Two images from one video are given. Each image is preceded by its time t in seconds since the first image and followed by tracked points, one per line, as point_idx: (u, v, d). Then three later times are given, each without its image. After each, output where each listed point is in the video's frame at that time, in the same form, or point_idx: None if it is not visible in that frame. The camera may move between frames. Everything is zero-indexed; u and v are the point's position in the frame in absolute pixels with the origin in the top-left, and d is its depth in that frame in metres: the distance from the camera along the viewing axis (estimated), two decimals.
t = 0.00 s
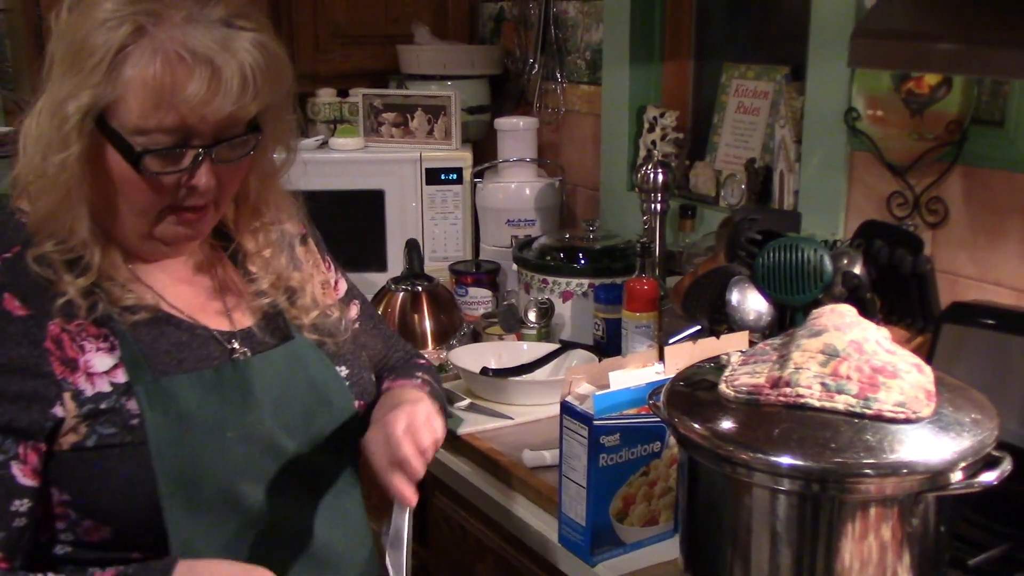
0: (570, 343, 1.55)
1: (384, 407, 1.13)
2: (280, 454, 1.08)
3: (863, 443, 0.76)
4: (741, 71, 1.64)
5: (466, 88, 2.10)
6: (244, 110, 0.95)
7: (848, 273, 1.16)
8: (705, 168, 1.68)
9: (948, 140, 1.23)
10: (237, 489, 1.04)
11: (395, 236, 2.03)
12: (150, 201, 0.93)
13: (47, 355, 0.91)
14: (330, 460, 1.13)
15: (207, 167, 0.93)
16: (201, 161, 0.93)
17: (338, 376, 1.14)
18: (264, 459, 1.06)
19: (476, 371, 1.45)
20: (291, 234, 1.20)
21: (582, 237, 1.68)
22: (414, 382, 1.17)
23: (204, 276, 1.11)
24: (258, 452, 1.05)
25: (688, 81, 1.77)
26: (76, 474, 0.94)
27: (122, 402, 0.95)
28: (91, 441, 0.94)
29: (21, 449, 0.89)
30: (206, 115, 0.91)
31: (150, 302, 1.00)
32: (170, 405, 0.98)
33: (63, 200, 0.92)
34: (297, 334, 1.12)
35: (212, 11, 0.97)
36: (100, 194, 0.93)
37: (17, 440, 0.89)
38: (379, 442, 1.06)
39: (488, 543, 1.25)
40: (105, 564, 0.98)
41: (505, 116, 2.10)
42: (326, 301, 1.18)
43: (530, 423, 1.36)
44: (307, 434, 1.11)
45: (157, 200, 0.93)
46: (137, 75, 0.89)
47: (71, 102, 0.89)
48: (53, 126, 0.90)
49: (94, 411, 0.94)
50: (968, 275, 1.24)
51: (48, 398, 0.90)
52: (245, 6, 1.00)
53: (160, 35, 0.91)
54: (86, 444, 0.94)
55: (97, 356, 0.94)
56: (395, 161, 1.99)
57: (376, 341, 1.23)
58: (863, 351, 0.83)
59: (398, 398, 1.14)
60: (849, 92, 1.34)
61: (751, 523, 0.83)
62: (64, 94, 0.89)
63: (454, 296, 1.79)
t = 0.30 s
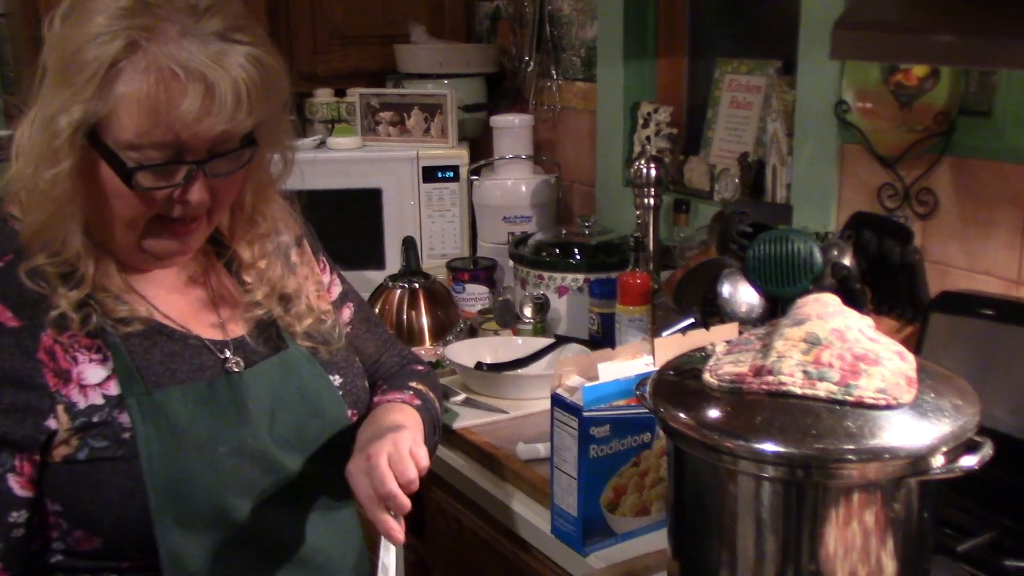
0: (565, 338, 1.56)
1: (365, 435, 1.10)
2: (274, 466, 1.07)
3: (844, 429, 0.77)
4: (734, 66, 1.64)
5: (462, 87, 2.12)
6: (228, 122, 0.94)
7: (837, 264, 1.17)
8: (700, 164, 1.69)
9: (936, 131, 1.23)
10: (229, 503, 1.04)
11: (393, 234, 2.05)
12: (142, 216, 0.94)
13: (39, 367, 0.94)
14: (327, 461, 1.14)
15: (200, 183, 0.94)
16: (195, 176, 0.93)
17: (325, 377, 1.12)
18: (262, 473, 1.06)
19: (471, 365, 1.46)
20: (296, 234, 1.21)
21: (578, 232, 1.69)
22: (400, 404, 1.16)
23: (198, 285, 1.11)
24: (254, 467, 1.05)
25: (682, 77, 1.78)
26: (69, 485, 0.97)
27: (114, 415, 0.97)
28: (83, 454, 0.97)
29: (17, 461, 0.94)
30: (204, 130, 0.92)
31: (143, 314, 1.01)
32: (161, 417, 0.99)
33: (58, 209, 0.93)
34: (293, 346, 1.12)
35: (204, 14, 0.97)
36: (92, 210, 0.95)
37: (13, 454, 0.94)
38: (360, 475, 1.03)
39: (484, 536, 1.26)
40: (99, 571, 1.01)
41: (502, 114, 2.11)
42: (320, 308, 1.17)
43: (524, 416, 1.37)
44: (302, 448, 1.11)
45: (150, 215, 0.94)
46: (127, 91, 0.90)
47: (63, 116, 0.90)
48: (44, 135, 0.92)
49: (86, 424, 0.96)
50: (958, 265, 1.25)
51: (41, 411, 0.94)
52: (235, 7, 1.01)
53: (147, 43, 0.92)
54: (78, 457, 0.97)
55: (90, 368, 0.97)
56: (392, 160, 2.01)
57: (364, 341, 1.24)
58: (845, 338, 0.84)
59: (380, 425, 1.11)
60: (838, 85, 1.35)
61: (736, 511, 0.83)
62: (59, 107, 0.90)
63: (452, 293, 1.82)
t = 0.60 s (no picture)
0: (560, 330, 1.57)
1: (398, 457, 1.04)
2: (273, 467, 1.06)
3: (830, 414, 0.78)
4: (725, 57, 1.65)
5: (456, 83, 2.13)
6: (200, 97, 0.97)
7: (828, 254, 1.18)
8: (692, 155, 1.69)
9: (924, 120, 1.24)
10: (229, 504, 1.03)
11: (389, 230, 2.06)
12: (129, 194, 0.96)
13: (37, 365, 0.95)
14: (329, 461, 1.13)
15: (181, 152, 0.96)
16: (175, 144, 0.95)
17: (326, 378, 1.12)
18: (262, 474, 1.05)
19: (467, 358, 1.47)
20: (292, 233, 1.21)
21: (572, 225, 1.70)
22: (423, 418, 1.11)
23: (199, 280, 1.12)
24: (254, 467, 1.05)
25: (674, 68, 1.79)
26: (67, 483, 0.97)
27: (111, 412, 0.97)
28: (80, 452, 0.96)
29: (14, 459, 0.94)
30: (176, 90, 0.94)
31: (142, 312, 1.01)
32: (159, 415, 0.99)
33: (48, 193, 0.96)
34: (294, 346, 1.11)
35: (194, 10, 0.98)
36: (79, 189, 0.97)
37: (8, 452, 0.94)
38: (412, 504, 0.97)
39: (480, 528, 1.27)
40: (97, 571, 1.01)
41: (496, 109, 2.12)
42: (321, 309, 1.17)
43: (519, 408, 1.38)
44: (305, 451, 1.10)
45: (135, 190, 0.96)
46: (109, 70, 0.92)
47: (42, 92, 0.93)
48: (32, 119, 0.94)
49: (83, 422, 0.96)
50: (948, 252, 1.26)
51: (37, 408, 0.94)
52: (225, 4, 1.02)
53: (138, 34, 0.93)
54: (74, 455, 0.96)
55: (87, 365, 0.97)
56: (388, 156, 2.02)
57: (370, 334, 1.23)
58: (831, 325, 0.85)
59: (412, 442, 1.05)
60: (827, 74, 1.36)
61: (726, 497, 0.84)
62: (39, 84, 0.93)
63: (448, 287, 1.83)
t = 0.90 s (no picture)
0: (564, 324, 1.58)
1: (355, 512, 1.04)
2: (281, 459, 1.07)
3: (829, 407, 0.78)
4: (728, 51, 1.65)
5: (460, 77, 2.13)
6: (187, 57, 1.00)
7: (830, 247, 1.18)
8: (696, 150, 1.70)
9: (927, 114, 1.24)
10: (235, 493, 1.04)
11: (394, 223, 2.06)
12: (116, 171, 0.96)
13: (50, 354, 0.95)
14: (337, 454, 1.13)
15: (149, 108, 0.96)
16: (142, 102, 0.96)
17: (337, 376, 1.12)
18: (268, 465, 1.06)
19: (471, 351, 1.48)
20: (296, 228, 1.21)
21: (576, 219, 1.70)
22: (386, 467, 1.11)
23: (207, 269, 1.12)
24: (261, 458, 1.05)
25: (677, 62, 1.79)
26: (77, 473, 0.97)
27: (121, 402, 0.98)
28: (89, 441, 0.97)
29: (30, 447, 0.94)
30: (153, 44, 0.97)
31: (152, 297, 1.03)
32: (166, 402, 1.00)
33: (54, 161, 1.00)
34: (301, 340, 1.12)
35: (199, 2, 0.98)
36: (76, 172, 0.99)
37: (25, 439, 0.93)
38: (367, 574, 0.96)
39: (483, 520, 1.28)
40: (104, 562, 1.02)
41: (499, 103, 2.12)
42: (333, 307, 1.17)
43: (523, 401, 1.39)
44: (313, 445, 1.10)
45: (113, 157, 0.96)
46: (75, 36, 0.94)
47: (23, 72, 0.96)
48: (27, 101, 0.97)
49: (93, 411, 0.96)
50: (950, 247, 1.26)
51: (50, 397, 0.94)
52: None
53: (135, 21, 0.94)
54: (83, 444, 0.97)
55: (98, 355, 0.97)
56: (392, 150, 2.03)
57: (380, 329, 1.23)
58: (831, 319, 0.86)
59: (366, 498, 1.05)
60: (830, 69, 1.36)
61: (727, 489, 0.85)
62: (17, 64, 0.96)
63: (452, 281, 1.83)
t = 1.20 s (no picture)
0: (575, 319, 1.58)
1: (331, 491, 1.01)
2: (283, 453, 1.05)
3: (842, 404, 0.78)
4: (742, 47, 1.65)
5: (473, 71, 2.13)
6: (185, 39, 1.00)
7: (843, 244, 1.18)
8: (709, 145, 1.70)
9: (941, 111, 1.23)
10: (235, 488, 1.03)
11: (405, 217, 2.07)
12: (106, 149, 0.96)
13: (54, 345, 0.95)
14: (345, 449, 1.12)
15: (135, 81, 0.96)
16: (129, 76, 0.96)
17: (346, 370, 1.11)
18: (270, 460, 1.05)
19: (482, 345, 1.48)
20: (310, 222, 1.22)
21: (587, 214, 1.70)
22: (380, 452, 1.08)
23: (219, 261, 1.13)
24: (263, 452, 1.04)
25: (690, 57, 1.79)
26: (79, 464, 0.97)
27: (123, 396, 0.98)
28: (89, 434, 0.97)
29: (33, 437, 0.94)
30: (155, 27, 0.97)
31: (155, 287, 1.02)
32: (165, 393, 0.99)
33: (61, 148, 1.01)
34: (314, 332, 1.10)
35: None
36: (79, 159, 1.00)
37: (29, 429, 0.94)
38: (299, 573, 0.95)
39: (493, 514, 1.28)
40: (109, 554, 1.02)
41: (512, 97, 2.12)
42: (347, 299, 1.16)
43: (534, 396, 1.39)
44: (319, 441, 1.09)
45: (104, 136, 0.96)
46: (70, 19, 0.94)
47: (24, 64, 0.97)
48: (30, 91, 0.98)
49: (95, 404, 0.97)
50: (964, 244, 1.26)
51: (52, 389, 0.95)
52: None
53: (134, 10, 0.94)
54: (84, 436, 0.97)
55: (102, 347, 0.98)
56: (404, 144, 2.03)
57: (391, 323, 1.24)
58: (845, 315, 0.85)
59: (352, 480, 1.03)
60: (845, 65, 1.35)
61: (739, 485, 0.85)
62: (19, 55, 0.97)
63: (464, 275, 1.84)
